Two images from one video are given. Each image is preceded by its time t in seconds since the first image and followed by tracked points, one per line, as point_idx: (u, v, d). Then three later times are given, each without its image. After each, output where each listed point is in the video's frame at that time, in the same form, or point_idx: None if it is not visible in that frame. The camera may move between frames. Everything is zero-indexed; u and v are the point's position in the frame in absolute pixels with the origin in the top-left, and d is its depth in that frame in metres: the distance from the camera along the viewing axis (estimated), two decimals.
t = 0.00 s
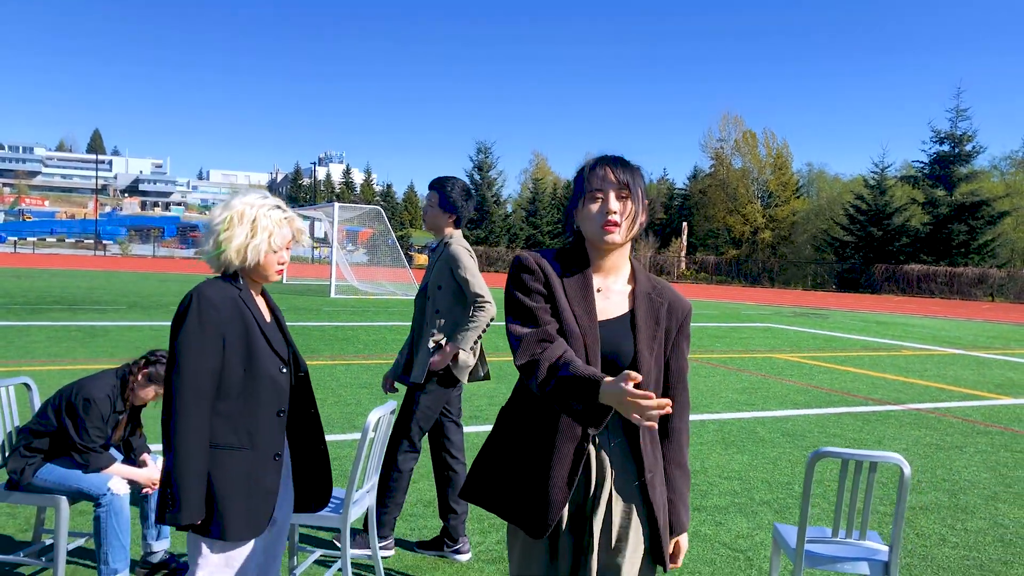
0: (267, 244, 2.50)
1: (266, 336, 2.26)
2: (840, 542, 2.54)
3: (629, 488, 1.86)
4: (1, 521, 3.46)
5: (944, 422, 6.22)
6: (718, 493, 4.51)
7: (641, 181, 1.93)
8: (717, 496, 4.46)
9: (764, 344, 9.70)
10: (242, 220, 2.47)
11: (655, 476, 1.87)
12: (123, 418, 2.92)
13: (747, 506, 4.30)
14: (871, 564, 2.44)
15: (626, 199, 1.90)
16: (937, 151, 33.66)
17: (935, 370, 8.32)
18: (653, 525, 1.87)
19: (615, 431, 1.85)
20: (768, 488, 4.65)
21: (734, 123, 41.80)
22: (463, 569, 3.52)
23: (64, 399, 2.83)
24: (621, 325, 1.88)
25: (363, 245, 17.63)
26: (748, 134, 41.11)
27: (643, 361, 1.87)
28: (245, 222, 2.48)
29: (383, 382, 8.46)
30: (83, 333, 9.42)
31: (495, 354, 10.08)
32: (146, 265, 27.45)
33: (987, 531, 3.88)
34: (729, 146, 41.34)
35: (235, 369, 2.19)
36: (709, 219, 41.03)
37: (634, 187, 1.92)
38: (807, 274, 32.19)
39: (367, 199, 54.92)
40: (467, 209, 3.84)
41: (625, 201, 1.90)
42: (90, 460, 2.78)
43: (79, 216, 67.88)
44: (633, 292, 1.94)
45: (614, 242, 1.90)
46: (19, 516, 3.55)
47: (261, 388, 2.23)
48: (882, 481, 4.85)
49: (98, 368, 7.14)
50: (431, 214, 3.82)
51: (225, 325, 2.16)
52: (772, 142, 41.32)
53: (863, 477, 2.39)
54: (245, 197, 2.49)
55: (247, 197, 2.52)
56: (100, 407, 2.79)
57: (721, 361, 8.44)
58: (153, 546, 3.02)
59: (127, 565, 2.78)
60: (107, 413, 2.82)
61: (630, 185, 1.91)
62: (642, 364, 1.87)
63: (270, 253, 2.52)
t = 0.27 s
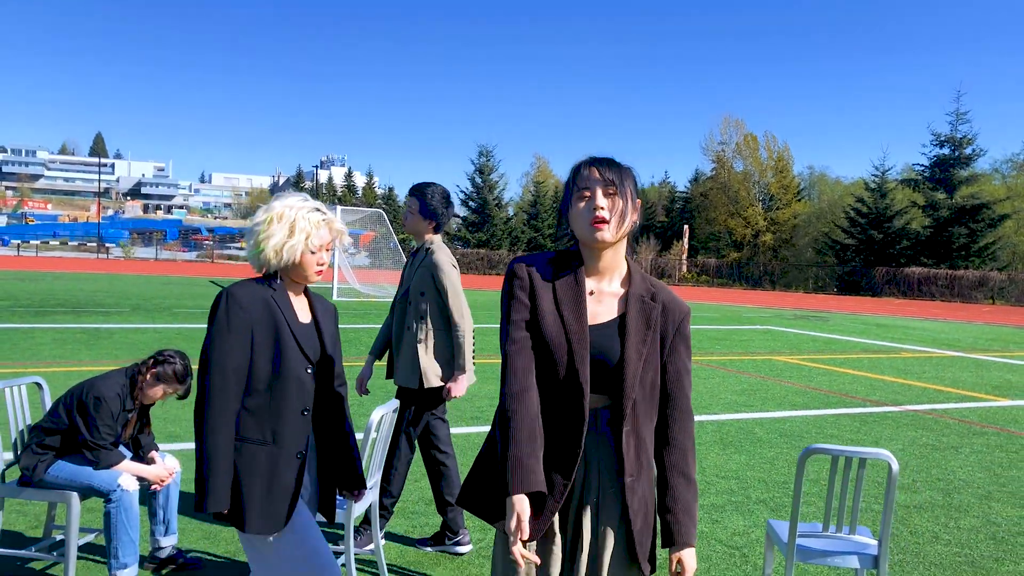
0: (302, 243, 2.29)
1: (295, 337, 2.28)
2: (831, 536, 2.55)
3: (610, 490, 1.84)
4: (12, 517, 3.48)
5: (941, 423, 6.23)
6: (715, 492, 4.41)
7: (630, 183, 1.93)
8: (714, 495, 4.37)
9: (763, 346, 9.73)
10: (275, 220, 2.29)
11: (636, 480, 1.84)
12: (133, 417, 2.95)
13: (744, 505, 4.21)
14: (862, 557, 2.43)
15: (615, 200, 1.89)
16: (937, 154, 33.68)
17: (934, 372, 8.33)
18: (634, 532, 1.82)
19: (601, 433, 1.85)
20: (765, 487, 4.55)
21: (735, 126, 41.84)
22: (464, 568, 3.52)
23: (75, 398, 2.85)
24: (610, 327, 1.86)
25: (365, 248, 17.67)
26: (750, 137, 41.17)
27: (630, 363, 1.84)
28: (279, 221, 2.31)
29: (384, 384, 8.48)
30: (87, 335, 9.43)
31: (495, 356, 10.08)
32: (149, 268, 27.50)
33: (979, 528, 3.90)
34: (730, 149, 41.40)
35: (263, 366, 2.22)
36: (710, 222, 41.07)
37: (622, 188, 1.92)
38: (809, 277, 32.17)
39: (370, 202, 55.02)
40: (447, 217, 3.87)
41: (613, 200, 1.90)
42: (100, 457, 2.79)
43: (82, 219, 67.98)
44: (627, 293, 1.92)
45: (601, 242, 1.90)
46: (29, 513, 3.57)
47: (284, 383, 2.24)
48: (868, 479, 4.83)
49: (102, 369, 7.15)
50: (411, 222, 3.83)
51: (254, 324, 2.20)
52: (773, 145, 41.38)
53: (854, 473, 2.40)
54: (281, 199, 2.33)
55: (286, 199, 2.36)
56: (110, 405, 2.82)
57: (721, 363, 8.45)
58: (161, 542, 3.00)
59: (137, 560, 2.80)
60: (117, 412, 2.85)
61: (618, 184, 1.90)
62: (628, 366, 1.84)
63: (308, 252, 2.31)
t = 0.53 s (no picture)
0: (343, 248, 2.33)
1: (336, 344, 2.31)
2: (827, 532, 2.56)
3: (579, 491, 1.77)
4: (26, 514, 3.51)
5: (942, 424, 6.24)
6: (717, 491, 4.36)
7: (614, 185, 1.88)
8: (716, 494, 4.32)
9: (767, 348, 9.75)
10: (316, 225, 2.33)
11: (604, 482, 1.72)
12: (146, 416, 2.98)
13: (746, 504, 4.16)
14: (858, 553, 2.44)
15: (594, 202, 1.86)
16: (942, 156, 33.59)
17: (937, 374, 8.34)
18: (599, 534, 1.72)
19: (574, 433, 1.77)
20: (765, 485, 4.51)
21: (740, 128, 41.84)
22: (468, 564, 3.52)
23: (90, 397, 2.89)
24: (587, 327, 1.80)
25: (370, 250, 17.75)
26: (754, 139, 41.17)
27: (599, 359, 1.75)
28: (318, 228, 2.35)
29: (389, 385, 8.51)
30: (95, 337, 9.49)
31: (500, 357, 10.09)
32: (156, 270, 27.61)
33: (977, 527, 3.90)
34: (735, 151, 41.39)
35: (306, 374, 2.26)
36: (715, 224, 41.05)
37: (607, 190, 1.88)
38: (813, 279, 32.12)
39: (375, 204, 55.13)
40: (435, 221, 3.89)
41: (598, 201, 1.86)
42: (114, 454, 2.82)
43: (88, 221, 68.23)
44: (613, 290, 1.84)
45: (585, 244, 1.86)
46: (43, 510, 3.60)
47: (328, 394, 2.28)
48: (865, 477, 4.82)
49: (110, 370, 7.20)
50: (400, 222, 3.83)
51: (294, 330, 2.24)
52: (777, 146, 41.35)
53: (850, 470, 2.42)
54: (323, 206, 2.37)
55: (327, 206, 2.41)
56: (124, 405, 2.86)
57: (725, 365, 8.47)
58: (172, 539, 3.03)
59: (150, 556, 2.84)
60: (131, 410, 2.88)
61: (603, 187, 1.87)
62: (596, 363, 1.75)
63: (349, 257, 2.34)
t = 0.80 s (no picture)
0: (389, 245, 2.31)
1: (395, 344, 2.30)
2: (830, 527, 2.59)
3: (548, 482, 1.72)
4: (45, 509, 3.57)
5: (950, 424, 6.23)
6: (724, 489, 4.35)
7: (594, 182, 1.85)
8: (723, 491, 4.31)
9: (775, 349, 9.75)
10: (363, 225, 2.30)
11: (564, 469, 1.69)
12: (163, 412, 3.03)
13: (752, 501, 4.16)
14: (861, 548, 2.47)
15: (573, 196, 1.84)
16: (952, 156, 33.42)
17: (946, 374, 8.32)
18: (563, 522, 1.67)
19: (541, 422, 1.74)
20: (771, 485, 4.50)
21: (748, 129, 41.74)
22: (477, 559, 3.55)
23: (109, 393, 2.94)
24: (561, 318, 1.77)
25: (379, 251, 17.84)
26: (762, 141, 41.07)
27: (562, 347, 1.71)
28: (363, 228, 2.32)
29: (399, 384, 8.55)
30: (106, 337, 9.56)
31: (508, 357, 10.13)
32: (167, 271, 27.72)
33: (982, 525, 3.90)
34: (744, 152, 41.32)
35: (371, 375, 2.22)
36: (724, 225, 40.99)
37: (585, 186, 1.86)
38: (822, 281, 32.02)
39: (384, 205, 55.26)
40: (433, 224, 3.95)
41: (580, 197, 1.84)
42: (133, 450, 2.87)
43: (98, 223, 68.59)
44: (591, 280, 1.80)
45: (568, 239, 1.84)
46: (61, 506, 3.66)
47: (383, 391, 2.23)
48: (869, 475, 4.81)
49: (123, 370, 7.26)
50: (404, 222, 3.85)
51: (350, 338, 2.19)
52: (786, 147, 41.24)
53: (851, 467, 2.44)
54: (368, 205, 2.35)
55: (372, 206, 2.38)
56: (141, 402, 2.90)
57: (733, 365, 8.48)
58: (189, 534, 3.08)
59: (167, 549, 2.89)
60: (148, 407, 2.92)
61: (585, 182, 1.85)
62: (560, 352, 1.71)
63: (394, 255, 2.32)
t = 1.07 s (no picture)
0: (431, 249, 2.25)
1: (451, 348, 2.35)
2: (842, 522, 2.59)
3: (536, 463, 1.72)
4: (72, 502, 3.66)
5: (966, 424, 6.19)
6: (737, 486, 4.36)
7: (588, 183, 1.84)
8: (737, 489, 4.32)
9: (789, 349, 9.72)
10: (404, 226, 2.26)
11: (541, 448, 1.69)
12: (186, 408, 3.10)
13: (766, 499, 4.17)
14: (872, 542, 2.46)
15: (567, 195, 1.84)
16: (970, 156, 33.08)
17: (963, 374, 8.26)
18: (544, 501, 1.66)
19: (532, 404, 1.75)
20: (785, 482, 4.50)
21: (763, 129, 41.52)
22: (492, 554, 3.59)
23: (134, 390, 3.02)
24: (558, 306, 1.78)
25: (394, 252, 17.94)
26: (778, 141, 40.86)
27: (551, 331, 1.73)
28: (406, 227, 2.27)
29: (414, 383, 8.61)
30: (127, 336, 9.70)
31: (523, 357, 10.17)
32: (184, 272, 27.99)
33: (996, 523, 3.89)
34: (759, 153, 41.13)
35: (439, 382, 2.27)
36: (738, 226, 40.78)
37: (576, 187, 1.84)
38: (838, 281, 31.79)
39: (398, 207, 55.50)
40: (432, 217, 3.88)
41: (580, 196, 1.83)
42: (158, 444, 2.94)
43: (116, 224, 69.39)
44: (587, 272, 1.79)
45: (567, 239, 1.83)
46: (88, 499, 3.75)
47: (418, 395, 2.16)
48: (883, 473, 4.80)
49: (143, 369, 7.37)
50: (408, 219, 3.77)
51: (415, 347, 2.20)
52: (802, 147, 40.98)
53: (862, 462, 2.45)
54: (408, 206, 2.29)
55: (413, 207, 2.32)
56: (165, 397, 2.97)
57: (747, 365, 8.47)
58: (212, 526, 3.14)
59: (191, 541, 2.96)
60: (172, 402, 3.00)
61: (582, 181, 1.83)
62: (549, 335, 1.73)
63: (434, 259, 2.26)
